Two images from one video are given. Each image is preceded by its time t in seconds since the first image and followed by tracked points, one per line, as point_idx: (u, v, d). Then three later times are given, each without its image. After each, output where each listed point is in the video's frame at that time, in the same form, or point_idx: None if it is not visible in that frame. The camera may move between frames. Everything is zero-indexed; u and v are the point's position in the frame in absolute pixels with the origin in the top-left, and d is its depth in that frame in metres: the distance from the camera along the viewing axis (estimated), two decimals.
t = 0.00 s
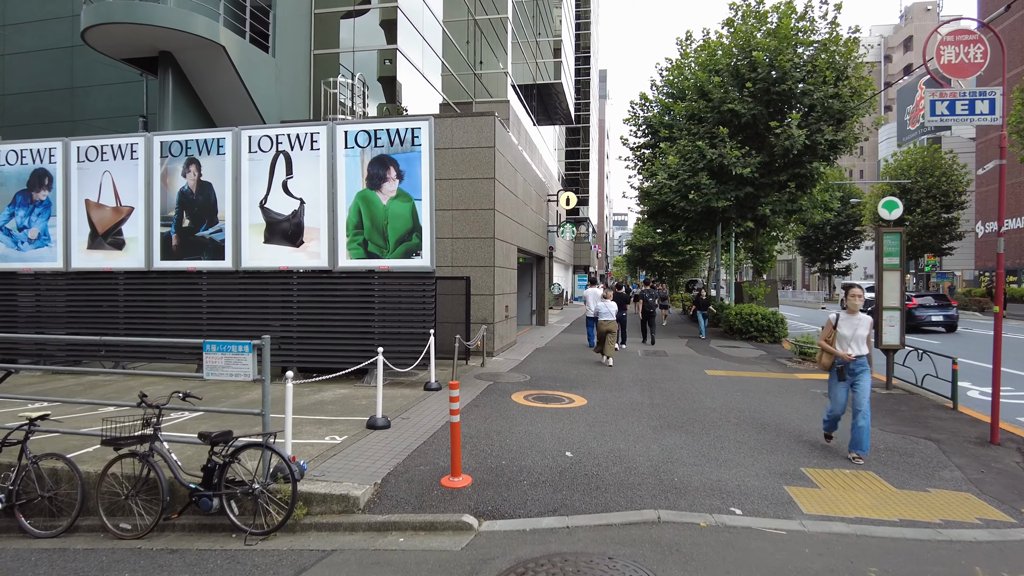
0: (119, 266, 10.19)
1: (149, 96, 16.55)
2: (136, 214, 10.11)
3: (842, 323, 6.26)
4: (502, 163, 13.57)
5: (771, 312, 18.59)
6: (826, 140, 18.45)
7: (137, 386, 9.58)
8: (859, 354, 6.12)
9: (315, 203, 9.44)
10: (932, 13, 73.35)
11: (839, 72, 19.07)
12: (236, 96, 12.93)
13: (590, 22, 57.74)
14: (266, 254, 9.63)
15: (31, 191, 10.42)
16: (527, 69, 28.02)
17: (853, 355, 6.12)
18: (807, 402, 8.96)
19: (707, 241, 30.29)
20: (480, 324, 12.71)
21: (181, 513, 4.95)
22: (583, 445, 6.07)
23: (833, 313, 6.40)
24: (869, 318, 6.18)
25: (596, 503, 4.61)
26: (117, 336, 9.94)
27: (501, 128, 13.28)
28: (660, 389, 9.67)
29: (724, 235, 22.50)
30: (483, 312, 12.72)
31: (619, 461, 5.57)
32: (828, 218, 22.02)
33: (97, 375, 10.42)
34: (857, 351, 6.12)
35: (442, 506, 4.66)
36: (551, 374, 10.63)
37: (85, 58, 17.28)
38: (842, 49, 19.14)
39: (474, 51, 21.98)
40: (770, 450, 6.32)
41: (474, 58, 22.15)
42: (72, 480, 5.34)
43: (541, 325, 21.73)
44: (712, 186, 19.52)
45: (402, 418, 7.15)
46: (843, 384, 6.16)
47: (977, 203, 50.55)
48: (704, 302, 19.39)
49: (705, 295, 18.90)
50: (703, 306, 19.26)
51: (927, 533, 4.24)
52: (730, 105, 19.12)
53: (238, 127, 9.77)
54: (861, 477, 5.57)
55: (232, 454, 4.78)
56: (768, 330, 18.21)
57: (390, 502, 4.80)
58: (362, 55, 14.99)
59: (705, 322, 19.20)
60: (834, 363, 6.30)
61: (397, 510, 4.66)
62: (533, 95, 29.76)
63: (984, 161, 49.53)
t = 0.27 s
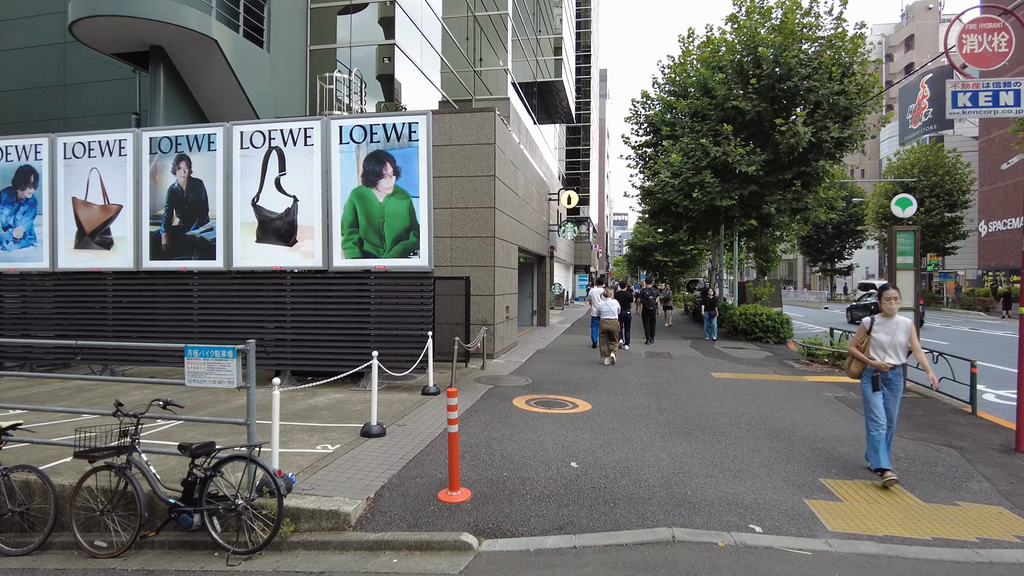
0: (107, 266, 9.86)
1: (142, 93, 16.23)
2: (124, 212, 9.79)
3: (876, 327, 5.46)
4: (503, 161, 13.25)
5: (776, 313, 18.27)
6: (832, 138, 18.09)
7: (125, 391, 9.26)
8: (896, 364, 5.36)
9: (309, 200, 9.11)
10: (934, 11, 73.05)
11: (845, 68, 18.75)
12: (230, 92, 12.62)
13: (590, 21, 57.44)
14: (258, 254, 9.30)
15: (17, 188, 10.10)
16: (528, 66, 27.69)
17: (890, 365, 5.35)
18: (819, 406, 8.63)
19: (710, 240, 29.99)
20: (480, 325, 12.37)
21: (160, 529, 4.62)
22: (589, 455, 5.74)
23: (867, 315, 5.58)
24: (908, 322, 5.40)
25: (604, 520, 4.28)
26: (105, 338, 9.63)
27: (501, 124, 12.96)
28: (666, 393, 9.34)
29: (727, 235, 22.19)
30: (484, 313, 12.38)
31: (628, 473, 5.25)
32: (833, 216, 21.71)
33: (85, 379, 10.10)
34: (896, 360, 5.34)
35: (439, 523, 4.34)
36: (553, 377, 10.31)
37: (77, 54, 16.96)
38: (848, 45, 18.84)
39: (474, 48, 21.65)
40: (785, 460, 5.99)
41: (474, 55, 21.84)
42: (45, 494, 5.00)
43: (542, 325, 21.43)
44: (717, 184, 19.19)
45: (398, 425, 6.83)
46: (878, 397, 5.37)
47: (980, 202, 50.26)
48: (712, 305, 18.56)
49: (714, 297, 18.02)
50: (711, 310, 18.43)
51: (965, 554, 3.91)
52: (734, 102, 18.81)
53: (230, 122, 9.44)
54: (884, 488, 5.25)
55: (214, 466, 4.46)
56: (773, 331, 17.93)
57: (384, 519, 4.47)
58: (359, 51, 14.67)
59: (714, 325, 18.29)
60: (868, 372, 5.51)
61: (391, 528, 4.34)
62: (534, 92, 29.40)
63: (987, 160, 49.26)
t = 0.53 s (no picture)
0: (93, 266, 9.53)
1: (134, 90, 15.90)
2: (111, 211, 9.46)
3: (920, 335, 4.70)
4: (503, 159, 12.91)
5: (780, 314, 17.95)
6: (837, 137, 17.69)
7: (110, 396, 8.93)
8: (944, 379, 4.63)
9: (301, 199, 8.78)
10: (936, 11, 72.71)
11: (852, 66, 18.42)
12: (222, 88, 12.30)
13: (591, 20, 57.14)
14: (249, 255, 8.97)
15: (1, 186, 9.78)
16: (528, 65, 27.35)
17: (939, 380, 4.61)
18: (831, 413, 8.29)
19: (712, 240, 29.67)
20: (479, 328, 12.04)
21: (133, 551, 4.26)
22: (594, 469, 5.41)
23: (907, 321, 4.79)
24: (956, 330, 4.66)
25: (612, 544, 3.95)
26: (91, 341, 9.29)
27: (501, 121, 12.63)
28: (672, 399, 9.00)
29: (730, 235, 21.87)
30: (483, 315, 12.04)
31: (635, 489, 4.92)
32: (837, 216, 21.39)
33: (70, 384, 9.76)
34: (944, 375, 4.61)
35: (433, 546, 4.00)
36: (554, 381, 9.98)
37: (68, 50, 16.64)
38: (854, 42, 18.51)
39: (473, 46, 21.31)
40: (801, 473, 5.66)
41: (474, 52, 21.50)
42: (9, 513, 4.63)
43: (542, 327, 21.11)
44: (720, 184, 18.82)
45: (392, 435, 6.50)
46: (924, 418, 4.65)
47: (983, 202, 49.95)
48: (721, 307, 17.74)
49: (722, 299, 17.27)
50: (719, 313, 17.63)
51: None
52: (738, 100, 18.50)
53: (220, 118, 9.12)
54: (909, 505, 4.92)
55: (191, 484, 4.12)
56: (778, 333, 17.63)
57: (373, 541, 4.13)
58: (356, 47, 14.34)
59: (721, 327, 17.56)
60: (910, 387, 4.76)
61: (381, 551, 4.00)
62: (534, 91, 29.06)
63: (990, 160, 48.96)
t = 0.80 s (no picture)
0: (74, 266, 9.18)
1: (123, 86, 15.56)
2: (94, 209, 9.11)
3: (980, 345, 4.11)
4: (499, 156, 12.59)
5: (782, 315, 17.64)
6: (840, 134, 17.43)
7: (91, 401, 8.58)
8: (1010, 396, 4.04)
9: (290, 195, 8.45)
10: (935, 10, 72.39)
11: (855, 62, 18.11)
12: (211, 82, 11.95)
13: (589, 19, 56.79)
14: (236, 253, 8.63)
15: None
16: (526, 62, 27.00)
17: (1003, 398, 4.02)
18: (840, 418, 7.98)
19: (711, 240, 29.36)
20: (476, 329, 11.70)
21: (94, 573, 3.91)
22: (594, 481, 5.08)
23: (968, 328, 4.22)
24: None
25: (616, 566, 3.62)
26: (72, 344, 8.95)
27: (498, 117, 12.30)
28: (674, 403, 8.68)
29: (730, 234, 21.56)
30: (480, 316, 11.71)
31: (639, 504, 4.59)
32: (839, 215, 21.10)
33: (51, 388, 9.41)
34: (1006, 393, 4.03)
35: (421, 569, 3.67)
36: (553, 385, 9.66)
37: (56, 46, 16.28)
38: (857, 38, 18.20)
39: (470, 42, 20.97)
40: (813, 484, 5.34)
41: (471, 49, 21.10)
42: None
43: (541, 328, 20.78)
44: (721, 182, 18.49)
45: (382, 444, 6.17)
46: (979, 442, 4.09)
47: (983, 201, 49.73)
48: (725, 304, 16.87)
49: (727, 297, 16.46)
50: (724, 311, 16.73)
51: None
52: (739, 97, 18.21)
53: (206, 111, 8.77)
54: (933, 519, 4.61)
55: (157, 501, 3.77)
56: (780, 334, 17.34)
57: (357, 563, 3.80)
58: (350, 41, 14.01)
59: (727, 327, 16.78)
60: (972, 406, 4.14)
61: (365, 573, 3.67)
62: (533, 89, 28.69)
63: (989, 160, 48.76)
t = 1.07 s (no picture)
0: (47, 266, 8.78)
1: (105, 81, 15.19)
2: (68, 207, 8.72)
3: None
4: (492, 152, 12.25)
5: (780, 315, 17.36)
6: (840, 131, 17.15)
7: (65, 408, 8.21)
8: None
9: (272, 192, 8.08)
10: (929, 9, 72.39)
11: (854, 58, 17.84)
12: (193, 76, 11.57)
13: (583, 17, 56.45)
14: (216, 253, 8.27)
15: None
16: (520, 59, 26.65)
17: None
18: (846, 424, 7.67)
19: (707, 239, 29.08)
20: (468, 331, 11.36)
21: None
22: (590, 497, 4.76)
23: None
24: None
25: None
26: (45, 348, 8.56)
27: (491, 112, 11.96)
28: (672, 408, 8.36)
29: (727, 233, 21.28)
30: (472, 318, 11.36)
31: (639, 523, 4.27)
32: (837, 214, 20.84)
33: (23, 394, 9.02)
34: None
35: None
36: (547, 389, 9.33)
37: (36, 39, 15.86)
38: (857, 34, 17.93)
39: (463, 38, 20.61)
40: (823, 498, 5.03)
41: (465, 45, 20.72)
42: None
43: (535, 328, 20.46)
44: (719, 180, 18.19)
45: (366, 455, 5.84)
46: None
47: (978, 201, 49.67)
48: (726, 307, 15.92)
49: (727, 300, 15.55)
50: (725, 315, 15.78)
51: None
52: (736, 94, 17.91)
53: (185, 105, 8.39)
54: (953, 537, 4.29)
55: (109, 528, 3.40)
56: (778, 335, 17.06)
57: None
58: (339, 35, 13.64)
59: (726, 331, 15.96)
60: None
61: None
62: (527, 87, 28.34)
63: (984, 159, 48.70)
